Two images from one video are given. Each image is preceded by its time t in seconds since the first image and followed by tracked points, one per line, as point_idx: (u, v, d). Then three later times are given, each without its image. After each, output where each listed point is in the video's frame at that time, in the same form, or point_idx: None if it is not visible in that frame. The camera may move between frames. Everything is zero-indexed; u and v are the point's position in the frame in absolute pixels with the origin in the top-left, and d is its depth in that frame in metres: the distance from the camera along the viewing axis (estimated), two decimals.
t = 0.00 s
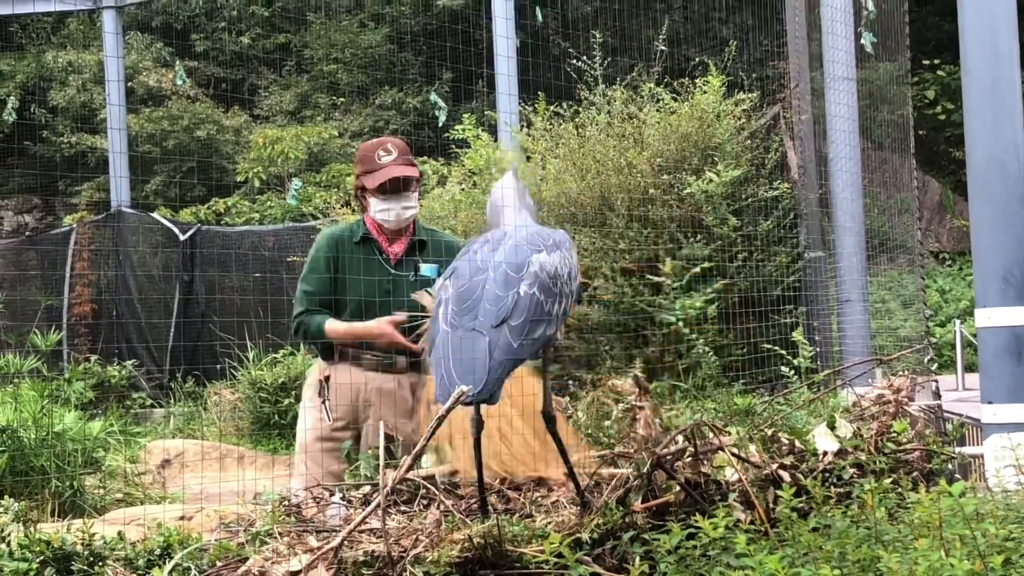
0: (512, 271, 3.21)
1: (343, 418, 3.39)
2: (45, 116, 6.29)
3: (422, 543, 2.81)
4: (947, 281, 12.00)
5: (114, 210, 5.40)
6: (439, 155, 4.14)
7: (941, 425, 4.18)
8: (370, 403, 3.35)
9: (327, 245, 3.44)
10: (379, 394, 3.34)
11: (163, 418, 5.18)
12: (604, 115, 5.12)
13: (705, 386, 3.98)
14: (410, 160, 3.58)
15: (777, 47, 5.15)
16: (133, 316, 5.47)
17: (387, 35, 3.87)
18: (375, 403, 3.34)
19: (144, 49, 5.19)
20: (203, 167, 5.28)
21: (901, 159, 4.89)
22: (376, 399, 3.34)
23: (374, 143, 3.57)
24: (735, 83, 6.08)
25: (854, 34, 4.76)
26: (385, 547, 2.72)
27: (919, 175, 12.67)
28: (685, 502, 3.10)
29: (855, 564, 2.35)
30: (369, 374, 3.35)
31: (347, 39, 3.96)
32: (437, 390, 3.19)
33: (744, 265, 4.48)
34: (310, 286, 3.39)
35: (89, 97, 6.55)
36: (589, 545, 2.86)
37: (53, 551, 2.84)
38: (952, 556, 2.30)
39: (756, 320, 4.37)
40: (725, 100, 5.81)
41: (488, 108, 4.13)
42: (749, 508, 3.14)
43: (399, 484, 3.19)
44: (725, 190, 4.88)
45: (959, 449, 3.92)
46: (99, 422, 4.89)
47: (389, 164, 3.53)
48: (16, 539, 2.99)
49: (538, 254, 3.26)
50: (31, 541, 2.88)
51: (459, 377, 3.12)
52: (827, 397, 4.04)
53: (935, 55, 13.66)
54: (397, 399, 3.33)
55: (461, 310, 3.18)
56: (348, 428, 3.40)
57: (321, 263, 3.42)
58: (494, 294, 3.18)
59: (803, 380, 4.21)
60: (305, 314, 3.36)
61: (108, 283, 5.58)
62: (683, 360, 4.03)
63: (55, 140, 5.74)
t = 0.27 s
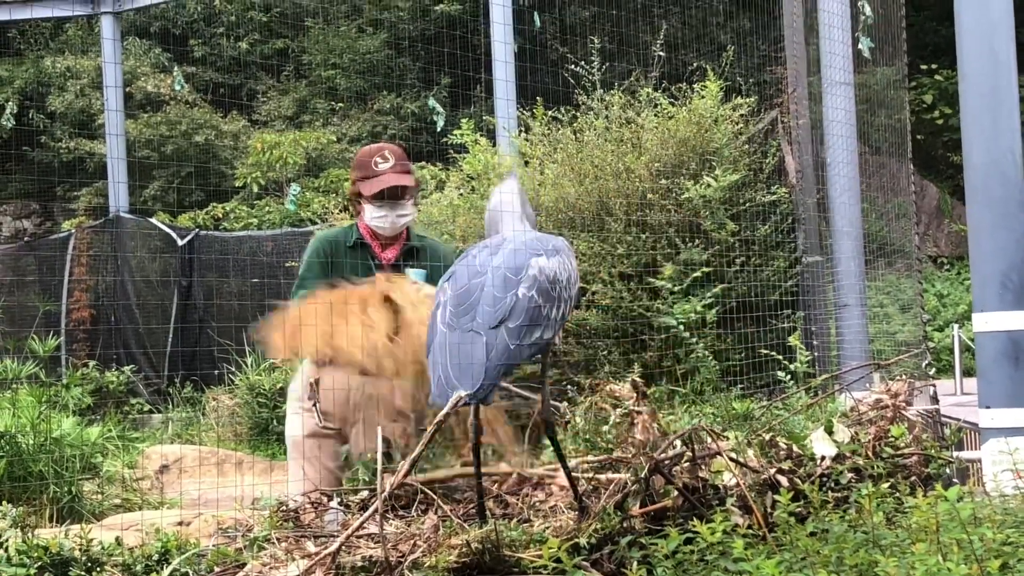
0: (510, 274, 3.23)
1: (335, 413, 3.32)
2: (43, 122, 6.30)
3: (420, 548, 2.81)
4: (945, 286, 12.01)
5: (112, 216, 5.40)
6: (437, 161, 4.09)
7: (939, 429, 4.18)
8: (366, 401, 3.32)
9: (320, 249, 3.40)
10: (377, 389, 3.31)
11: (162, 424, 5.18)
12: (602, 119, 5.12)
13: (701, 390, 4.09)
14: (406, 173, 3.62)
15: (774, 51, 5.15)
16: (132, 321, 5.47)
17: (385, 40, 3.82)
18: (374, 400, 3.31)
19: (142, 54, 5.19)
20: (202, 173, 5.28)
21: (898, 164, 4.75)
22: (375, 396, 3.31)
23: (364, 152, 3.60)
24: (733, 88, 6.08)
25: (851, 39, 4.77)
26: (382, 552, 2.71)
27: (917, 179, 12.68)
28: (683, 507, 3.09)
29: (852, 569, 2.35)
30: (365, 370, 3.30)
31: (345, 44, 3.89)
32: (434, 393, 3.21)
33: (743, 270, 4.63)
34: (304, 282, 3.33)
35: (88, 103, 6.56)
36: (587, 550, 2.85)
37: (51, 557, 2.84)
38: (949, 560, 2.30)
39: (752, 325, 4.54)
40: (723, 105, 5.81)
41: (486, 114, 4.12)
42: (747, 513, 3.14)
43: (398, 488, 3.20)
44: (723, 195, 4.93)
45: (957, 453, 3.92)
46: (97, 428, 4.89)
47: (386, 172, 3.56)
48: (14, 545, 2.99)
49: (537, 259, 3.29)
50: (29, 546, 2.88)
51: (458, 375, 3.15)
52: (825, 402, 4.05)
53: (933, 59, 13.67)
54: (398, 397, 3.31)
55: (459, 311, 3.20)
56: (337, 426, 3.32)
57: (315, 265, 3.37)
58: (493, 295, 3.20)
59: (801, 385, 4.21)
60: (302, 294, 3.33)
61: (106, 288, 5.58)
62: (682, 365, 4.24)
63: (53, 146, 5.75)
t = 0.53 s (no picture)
0: (507, 279, 3.46)
1: (301, 421, 3.19)
2: (41, 126, 6.31)
3: (417, 552, 2.81)
4: (942, 289, 12.03)
5: (110, 220, 5.40)
6: (434, 165, 4.06)
7: (935, 433, 4.19)
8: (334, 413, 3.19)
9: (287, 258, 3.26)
10: (347, 403, 3.20)
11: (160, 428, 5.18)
12: (599, 123, 5.12)
13: (699, 395, 4.10)
14: (379, 174, 3.44)
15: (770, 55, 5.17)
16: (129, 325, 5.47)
17: (382, 45, 3.93)
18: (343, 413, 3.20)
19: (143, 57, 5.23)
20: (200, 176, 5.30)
21: (894, 167, 4.84)
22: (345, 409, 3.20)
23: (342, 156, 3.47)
24: (729, 92, 6.08)
25: (848, 43, 4.78)
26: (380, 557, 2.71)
27: (914, 183, 12.70)
28: (679, 511, 3.10)
29: (849, 573, 2.36)
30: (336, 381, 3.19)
31: (343, 49, 4.01)
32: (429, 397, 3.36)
33: (739, 274, 4.74)
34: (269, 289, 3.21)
35: (85, 107, 6.56)
36: (584, 554, 2.85)
37: (48, 562, 2.84)
38: (945, 564, 2.31)
39: (750, 329, 4.57)
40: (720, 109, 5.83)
41: (483, 118, 4.13)
42: (744, 517, 3.14)
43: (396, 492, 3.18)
44: (719, 199, 4.95)
45: (954, 457, 3.92)
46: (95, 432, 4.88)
47: (362, 175, 3.41)
48: (10, 550, 2.98)
49: (533, 264, 3.52)
50: (26, 551, 2.88)
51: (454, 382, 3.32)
52: (822, 406, 4.05)
53: (930, 63, 13.69)
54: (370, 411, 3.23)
55: (456, 317, 3.40)
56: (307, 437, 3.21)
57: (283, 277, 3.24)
58: (490, 300, 3.43)
59: (797, 390, 4.20)
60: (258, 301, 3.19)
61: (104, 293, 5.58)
62: (681, 369, 4.25)
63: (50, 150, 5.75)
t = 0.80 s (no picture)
0: (506, 281, 3.37)
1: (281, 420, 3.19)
2: (38, 129, 6.30)
3: (414, 556, 2.78)
4: (940, 291, 12.05)
5: (108, 223, 5.39)
6: (430, 167, 4.15)
7: (933, 435, 4.19)
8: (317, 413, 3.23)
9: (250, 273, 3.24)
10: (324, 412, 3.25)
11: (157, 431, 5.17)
12: (597, 125, 5.12)
13: (697, 395, 4.05)
14: (319, 175, 3.46)
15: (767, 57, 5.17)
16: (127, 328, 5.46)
17: (379, 47, 3.97)
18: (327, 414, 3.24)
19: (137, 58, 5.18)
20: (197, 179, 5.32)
21: (892, 169, 4.88)
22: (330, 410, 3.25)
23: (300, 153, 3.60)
24: (727, 94, 6.08)
25: (845, 46, 4.78)
26: (377, 560, 2.71)
27: (911, 185, 12.70)
28: (677, 514, 3.10)
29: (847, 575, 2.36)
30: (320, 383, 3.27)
31: (340, 52, 4.06)
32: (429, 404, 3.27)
33: (737, 277, 4.79)
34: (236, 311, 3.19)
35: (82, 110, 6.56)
36: (581, 557, 2.85)
37: (45, 565, 2.84)
38: (943, 567, 2.31)
39: (748, 331, 4.63)
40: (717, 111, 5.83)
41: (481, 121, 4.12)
42: (742, 519, 3.14)
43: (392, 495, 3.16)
44: (717, 201, 4.96)
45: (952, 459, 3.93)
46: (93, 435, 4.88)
47: (301, 178, 3.40)
48: (7, 553, 2.98)
49: (531, 266, 3.44)
50: (23, 555, 2.88)
51: (454, 385, 3.22)
52: (819, 408, 4.06)
53: (927, 65, 13.69)
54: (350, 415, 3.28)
55: (455, 320, 3.33)
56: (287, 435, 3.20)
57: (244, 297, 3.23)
58: (488, 302, 3.33)
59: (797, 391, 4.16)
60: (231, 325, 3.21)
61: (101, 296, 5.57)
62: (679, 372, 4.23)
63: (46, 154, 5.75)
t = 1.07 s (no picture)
0: (505, 281, 3.37)
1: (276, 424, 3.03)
2: (36, 130, 6.30)
3: (414, 556, 2.80)
4: (938, 292, 12.06)
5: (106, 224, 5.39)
6: (429, 168, 4.25)
7: (931, 435, 4.19)
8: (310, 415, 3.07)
9: (244, 276, 3.19)
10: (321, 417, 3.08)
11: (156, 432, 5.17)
12: (594, 127, 5.04)
13: (695, 397, 4.07)
14: (293, 172, 3.39)
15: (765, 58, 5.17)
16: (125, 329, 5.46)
17: (378, 48, 3.98)
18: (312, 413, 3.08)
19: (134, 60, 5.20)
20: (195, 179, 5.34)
21: (891, 171, 4.79)
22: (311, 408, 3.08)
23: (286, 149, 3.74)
24: (725, 95, 6.08)
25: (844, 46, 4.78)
26: (376, 561, 2.71)
27: (909, 186, 12.70)
28: (676, 514, 3.09)
29: None
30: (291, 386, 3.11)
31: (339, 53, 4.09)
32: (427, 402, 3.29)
33: (736, 277, 4.72)
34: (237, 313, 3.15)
35: (80, 111, 6.55)
36: (580, 558, 2.85)
37: (44, 566, 2.86)
38: (942, 567, 2.31)
39: (746, 331, 4.65)
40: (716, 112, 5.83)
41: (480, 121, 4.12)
42: (741, 520, 3.14)
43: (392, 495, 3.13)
44: (716, 202, 4.95)
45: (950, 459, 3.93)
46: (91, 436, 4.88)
47: (279, 178, 3.33)
48: (6, 554, 2.99)
49: (531, 266, 3.42)
50: (22, 556, 2.89)
51: (455, 383, 3.22)
52: (818, 409, 4.06)
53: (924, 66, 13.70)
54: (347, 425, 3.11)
55: (454, 320, 3.34)
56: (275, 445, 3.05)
57: (239, 301, 3.18)
58: (487, 302, 3.34)
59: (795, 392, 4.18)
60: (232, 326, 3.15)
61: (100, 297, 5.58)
62: (678, 372, 4.24)
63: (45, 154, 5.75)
